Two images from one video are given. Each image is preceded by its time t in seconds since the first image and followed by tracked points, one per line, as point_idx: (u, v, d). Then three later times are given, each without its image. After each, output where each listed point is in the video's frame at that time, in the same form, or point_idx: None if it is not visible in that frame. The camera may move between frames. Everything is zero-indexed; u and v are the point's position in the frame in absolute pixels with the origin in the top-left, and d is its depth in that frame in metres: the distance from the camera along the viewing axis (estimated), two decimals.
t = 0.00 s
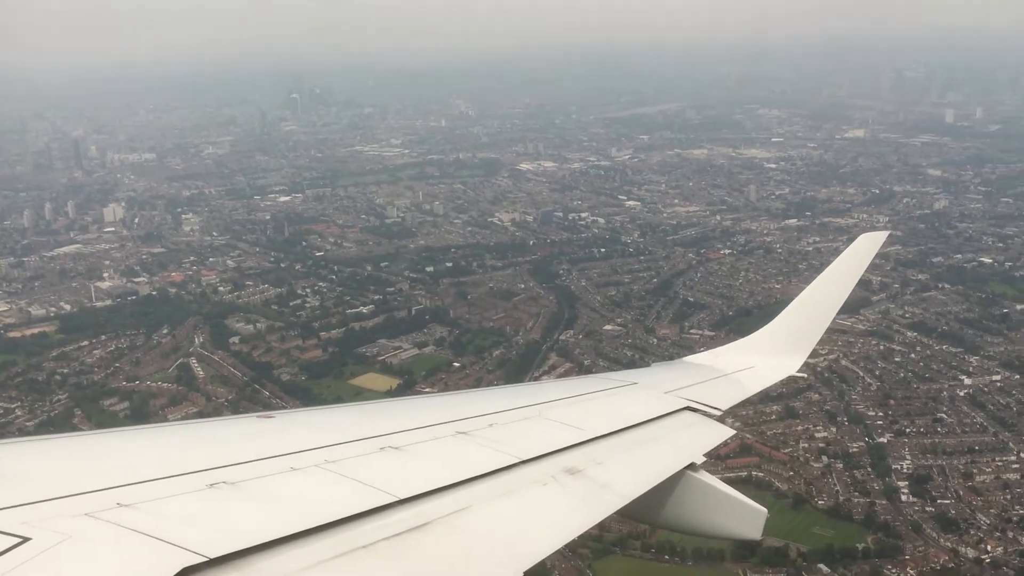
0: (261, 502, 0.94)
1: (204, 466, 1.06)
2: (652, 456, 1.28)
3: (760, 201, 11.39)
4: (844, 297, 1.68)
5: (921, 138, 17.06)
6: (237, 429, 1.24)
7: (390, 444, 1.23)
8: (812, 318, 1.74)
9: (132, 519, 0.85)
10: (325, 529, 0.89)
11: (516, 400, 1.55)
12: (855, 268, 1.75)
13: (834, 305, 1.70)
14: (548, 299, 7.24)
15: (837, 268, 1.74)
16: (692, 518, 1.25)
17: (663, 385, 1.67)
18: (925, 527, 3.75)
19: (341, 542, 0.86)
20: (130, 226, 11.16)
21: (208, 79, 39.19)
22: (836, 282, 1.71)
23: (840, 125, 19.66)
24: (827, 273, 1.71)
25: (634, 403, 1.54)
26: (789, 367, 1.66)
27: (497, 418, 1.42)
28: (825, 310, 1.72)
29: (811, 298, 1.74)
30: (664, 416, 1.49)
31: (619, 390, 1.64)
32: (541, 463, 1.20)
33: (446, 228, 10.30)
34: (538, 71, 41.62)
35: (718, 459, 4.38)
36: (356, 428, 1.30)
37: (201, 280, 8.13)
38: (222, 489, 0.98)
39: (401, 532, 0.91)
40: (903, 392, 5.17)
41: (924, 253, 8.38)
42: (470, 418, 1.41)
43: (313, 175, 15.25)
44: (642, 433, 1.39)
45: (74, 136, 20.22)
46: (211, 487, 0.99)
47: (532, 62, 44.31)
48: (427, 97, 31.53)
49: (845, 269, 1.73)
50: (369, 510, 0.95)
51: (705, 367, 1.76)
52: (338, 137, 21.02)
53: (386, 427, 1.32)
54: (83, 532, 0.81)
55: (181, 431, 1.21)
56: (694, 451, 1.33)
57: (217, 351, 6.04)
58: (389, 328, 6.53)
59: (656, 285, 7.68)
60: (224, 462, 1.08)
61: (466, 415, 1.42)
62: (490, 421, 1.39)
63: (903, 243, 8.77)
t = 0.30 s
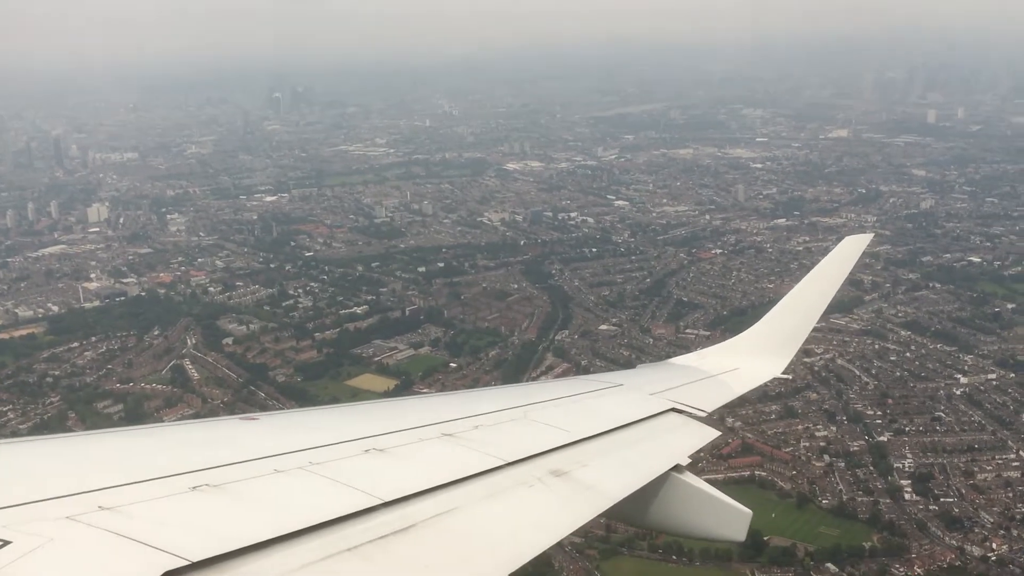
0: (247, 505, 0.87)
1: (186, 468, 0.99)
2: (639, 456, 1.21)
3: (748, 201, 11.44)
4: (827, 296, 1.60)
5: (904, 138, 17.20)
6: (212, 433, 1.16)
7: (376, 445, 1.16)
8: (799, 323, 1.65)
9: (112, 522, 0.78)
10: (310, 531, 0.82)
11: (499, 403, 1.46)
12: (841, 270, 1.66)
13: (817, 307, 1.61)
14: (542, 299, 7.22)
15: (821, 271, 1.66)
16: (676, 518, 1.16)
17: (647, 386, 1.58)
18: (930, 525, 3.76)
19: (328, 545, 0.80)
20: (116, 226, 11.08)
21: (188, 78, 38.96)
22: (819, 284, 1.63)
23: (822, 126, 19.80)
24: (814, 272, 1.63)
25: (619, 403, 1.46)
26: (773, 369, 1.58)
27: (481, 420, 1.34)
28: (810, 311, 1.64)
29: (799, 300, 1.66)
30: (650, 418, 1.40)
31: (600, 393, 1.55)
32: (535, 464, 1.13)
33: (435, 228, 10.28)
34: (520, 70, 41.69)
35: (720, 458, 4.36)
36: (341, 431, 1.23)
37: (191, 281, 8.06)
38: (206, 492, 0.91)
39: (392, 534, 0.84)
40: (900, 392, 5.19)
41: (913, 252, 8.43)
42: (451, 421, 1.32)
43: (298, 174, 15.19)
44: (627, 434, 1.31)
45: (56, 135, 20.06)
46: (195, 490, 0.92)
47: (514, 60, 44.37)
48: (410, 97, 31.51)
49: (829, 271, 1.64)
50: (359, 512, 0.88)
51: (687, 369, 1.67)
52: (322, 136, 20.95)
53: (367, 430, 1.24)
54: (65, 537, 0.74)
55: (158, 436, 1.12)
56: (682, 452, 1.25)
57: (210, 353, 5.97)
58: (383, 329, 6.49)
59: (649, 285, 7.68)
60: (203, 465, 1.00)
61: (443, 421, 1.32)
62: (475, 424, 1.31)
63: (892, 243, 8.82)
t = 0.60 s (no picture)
0: (239, 499, 0.98)
1: (186, 461, 1.11)
2: (633, 456, 1.33)
3: (747, 206, 11.44)
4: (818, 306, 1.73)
5: (900, 145, 17.23)
6: (209, 429, 1.29)
7: (369, 443, 1.27)
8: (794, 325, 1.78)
9: (104, 513, 0.89)
10: (302, 527, 0.92)
11: (496, 401, 1.60)
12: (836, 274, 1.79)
13: (810, 314, 1.75)
14: (546, 303, 7.23)
15: (813, 275, 1.79)
16: (669, 518, 1.27)
17: (642, 387, 1.72)
18: (945, 534, 3.75)
19: (319, 541, 0.89)
20: (113, 226, 11.01)
21: (181, 78, 38.72)
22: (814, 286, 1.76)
23: (819, 132, 19.81)
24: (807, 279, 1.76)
25: (614, 404, 1.60)
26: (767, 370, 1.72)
27: (477, 418, 1.47)
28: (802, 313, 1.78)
29: (793, 303, 1.79)
30: (644, 417, 1.53)
31: (598, 392, 1.69)
32: (521, 462, 1.24)
33: (435, 230, 10.26)
34: (515, 73, 41.58)
35: (732, 464, 4.41)
36: (339, 429, 1.34)
37: (191, 281, 8.03)
38: (200, 485, 1.03)
39: (377, 530, 0.94)
40: (908, 398, 5.19)
41: (915, 259, 8.45)
42: (448, 419, 1.45)
43: (295, 176, 15.13)
44: (620, 434, 1.43)
45: (49, 134, 19.92)
46: (189, 483, 1.03)
47: (508, 64, 44.29)
48: (405, 99, 31.38)
49: (823, 274, 1.77)
50: (348, 508, 0.98)
51: (683, 370, 1.81)
52: (317, 138, 20.87)
53: (362, 427, 1.37)
54: (58, 526, 0.84)
55: (157, 431, 1.25)
56: (674, 453, 1.37)
57: (214, 354, 5.95)
58: (388, 332, 6.47)
59: (652, 290, 7.68)
60: (198, 459, 1.13)
61: (440, 417, 1.46)
62: (471, 422, 1.44)
63: (893, 250, 8.84)
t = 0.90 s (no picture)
0: (239, 496, 0.98)
1: (187, 460, 1.11)
2: (633, 456, 1.33)
3: (753, 209, 11.44)
4: (823, 306, 1.70)
5: (903, 149, 17.24)
6: (209, 424, 1.29)
7: (372, 441, 1.27)
8: (800, 326, 1.75)
9: (108, 510, 0.88)
10: (303, 525, 0.92)
11: (499, 399, 1.60)
12: (842, 274, 1.76)
13: (816, 314, 1.72)
14: (556, 306, 7.21)
15: (818, 277, 1.76)
16: (670, 518, 1.28)
17: (646, 388, 1.70)
18: (969, 538, 3.73)
19: (321, 538, 0.90)
20: (118, 228, 10.98)
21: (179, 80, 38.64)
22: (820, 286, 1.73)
23: (821, 135, 19.82)
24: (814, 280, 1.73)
25: (617, 404, 1.59)
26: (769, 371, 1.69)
27: (480, 417, 1.46)
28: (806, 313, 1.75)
29: (799, 302, 1.76)
30: (647, 418, 1.53)
31: (600, 392, 1.68)
32: (522, 462, 1.24)
33: (441, 233, 10.23)
34: (514, 75, 41.59)
35: (751, 468, 4.41)
36: (341, 426, 1.34)
37: (199, 284, 8.01)
38: (202, 482, 1.03)
39: (380, 529, 0.94)
40: (925, 403, 5.17)
41: (925, 263, 8.45)
42: (451, 417, 1.44)
43: (299, 178, 15.10)
44: (623, 436, 1.43)
45: (50, 135, 19.89)
46: (191, 481, 1.03)
47: (508, 66, 44.31)
48: (406, 102, 31.37)
49: (829, 275, 1.75)
50: (351, 506, 0.99)
51: (685, 371, 1.79)
52: (319, 140, 20.85)
53: (365, 425, 1.36)
54: (62, 523, 0.84)
55: (158, 426, 1.25)
56: (677, 453, 1.37)
57: (226, 357, 5.93)
58: (400, 335, 6.46)
59: (662, 293, 7.67)
60: (201, 455, 1.12)
61: (444, 416, 1.45)
62: (473, 420, 1.43)
63: (901, 253, 8.83)
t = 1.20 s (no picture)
0: (246, 495, 0.93)
1: (190, 461, 1.06)
2: (639, 456, 1.29)
3: (760, 209, 11.44)
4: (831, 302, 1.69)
5: (907, 148, 17.26)
6: (212, 426, 1.25)
7: (376, 441, 1.23)
8: (806, 324, 1.74)
9: (115, 511, 0.83)
10: (312, 524, 0.87)
11: (503, 399, 1.56)
12: (848, 273, 1.74)
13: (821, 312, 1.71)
14: (569, 307, 7.19)
15: (826, 274, 1.75)
16: (680, 519, 1.24)
17: (650, 386, 1.68)
18: (997, 538, 3.72)
19: (330, 537, 0.85)
20: (124, 231, 10.96)
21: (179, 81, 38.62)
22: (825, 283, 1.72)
23: (823, 135, 19.83)
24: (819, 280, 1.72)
25: (623, 402, 1.56)
26: (776, 369, 1.67)
27: (484, 417, 1.43)
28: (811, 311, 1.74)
29: (804, 301, 1.75)
30: (652, 417, 1.50)
31: (604, 392, 1.65)
32: (528, 462, 1.20)
33: (449, 234, 10.22)
34: (514, 75, 41.62)
35: (773, 469, 4.41)
36: (342, 427, 1.30)
37: (209, 286, 7.99)
38: (209, 482, 0.98)
39: (390, 528, 0.90)
40: (943, 402, 5.16)
41: (935, 262, 8.44)
42: (455, 418, 1.41)
43: (303, 180, 15.09)
44: (629, 435, 1.39)
45: (53, 138, 19.88)
46: (198, 481, 0.99)
47: (508, 67, 44.37)
48: (407, 103, 31.39)
49: (835, 273, 1.74)
50: (360, 505, 0.94)
51: (690, 371, 1.77)
52: (322, 142, 20.85)
53: (368, 425, 1.32)
54: (72, 525, 0.79)
55: (163, 429, 1.21)
56: (683, 452, 1.34)
57: (240, 360, 5.91)
58: (413, 336, 6.44)
59: (673, 293, 7.66)
60: (204, 456, 1.08)
61: (448, 416, 1.41)
62: (476, 420, 1.40)
63: (911, 252, 8.82)
